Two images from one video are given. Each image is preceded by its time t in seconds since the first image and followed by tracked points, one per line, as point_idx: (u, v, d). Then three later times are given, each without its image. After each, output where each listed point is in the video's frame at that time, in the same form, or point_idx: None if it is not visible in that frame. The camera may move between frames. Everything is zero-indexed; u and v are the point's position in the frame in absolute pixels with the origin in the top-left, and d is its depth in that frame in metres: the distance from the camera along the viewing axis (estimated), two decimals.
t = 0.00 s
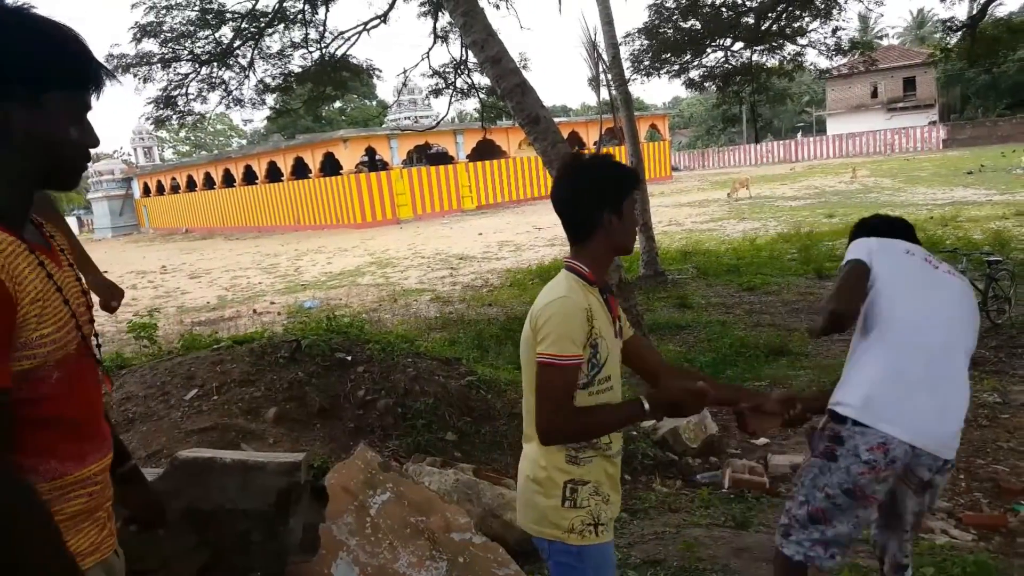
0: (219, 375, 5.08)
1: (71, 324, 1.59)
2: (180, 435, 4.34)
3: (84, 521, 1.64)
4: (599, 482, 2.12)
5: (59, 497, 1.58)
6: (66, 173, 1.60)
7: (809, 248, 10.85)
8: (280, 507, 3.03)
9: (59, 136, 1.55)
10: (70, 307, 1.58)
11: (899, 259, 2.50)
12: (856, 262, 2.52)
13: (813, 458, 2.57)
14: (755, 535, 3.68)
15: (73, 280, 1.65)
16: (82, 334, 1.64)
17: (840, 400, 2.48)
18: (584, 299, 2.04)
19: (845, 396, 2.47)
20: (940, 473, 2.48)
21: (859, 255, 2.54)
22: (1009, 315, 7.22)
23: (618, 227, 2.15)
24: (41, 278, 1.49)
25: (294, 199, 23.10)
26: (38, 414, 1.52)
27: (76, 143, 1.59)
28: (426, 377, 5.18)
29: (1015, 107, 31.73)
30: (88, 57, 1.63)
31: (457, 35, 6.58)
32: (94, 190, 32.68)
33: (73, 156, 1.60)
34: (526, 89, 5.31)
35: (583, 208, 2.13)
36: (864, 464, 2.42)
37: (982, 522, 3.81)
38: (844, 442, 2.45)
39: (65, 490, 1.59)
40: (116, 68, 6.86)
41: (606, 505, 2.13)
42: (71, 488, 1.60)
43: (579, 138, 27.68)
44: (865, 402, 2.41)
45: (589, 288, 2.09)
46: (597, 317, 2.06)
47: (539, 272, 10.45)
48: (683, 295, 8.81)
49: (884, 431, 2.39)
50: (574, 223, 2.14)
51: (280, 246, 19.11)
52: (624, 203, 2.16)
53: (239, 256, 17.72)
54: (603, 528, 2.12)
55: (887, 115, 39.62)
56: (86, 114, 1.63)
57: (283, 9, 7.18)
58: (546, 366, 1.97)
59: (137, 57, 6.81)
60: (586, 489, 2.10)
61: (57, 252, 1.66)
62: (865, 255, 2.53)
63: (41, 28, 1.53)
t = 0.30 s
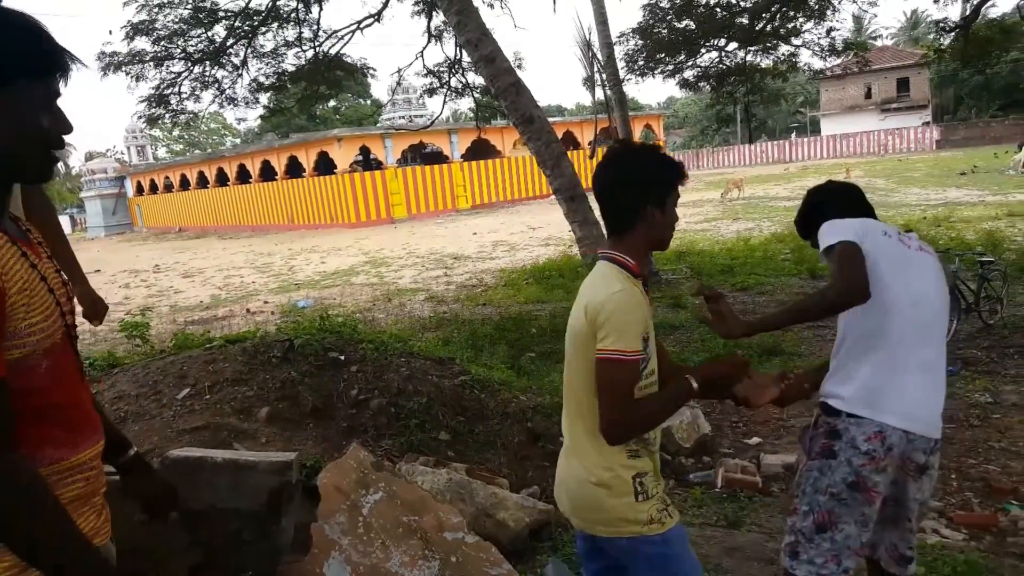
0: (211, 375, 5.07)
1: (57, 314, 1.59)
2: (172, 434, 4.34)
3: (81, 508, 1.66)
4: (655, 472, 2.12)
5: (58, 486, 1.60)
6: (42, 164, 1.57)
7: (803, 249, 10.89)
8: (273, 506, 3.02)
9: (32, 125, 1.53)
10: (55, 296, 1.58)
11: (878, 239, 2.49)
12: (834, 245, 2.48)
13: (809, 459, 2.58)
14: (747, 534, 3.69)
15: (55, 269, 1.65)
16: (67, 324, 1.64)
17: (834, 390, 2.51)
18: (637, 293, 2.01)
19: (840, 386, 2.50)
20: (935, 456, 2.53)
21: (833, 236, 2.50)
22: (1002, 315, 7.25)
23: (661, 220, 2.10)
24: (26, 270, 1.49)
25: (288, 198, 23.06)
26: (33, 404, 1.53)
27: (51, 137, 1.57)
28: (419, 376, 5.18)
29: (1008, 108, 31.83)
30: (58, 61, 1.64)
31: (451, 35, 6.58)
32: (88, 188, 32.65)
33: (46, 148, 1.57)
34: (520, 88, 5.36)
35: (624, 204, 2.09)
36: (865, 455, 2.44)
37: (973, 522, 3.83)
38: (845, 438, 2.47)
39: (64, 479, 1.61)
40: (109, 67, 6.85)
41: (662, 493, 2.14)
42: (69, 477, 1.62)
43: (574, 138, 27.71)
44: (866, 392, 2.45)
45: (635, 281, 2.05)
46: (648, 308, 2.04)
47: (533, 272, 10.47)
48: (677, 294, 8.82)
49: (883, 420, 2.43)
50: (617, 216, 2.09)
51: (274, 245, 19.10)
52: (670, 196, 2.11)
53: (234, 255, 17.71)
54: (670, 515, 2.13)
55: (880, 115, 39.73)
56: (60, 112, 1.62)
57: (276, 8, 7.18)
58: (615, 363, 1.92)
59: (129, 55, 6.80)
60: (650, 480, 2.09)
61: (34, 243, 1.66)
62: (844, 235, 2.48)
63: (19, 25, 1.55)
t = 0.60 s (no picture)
0: (211, 371, 5.05)
1: (53, 310, 1.57)
2: (171, 430, 4.32)
3: (66, 506, 1.63)
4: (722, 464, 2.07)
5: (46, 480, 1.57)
6: (42, 164, 1.54)
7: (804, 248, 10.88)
8: (270, 504, 2.96)
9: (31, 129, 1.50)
10: (51, 292, 1.56)
11: (847, 238, 2.41)
12: (803, 249, 2.35)
13: (784, 466, 2.53)
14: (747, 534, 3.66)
15: (51, 266, 1.62)
16: (64, 321, 1.62)
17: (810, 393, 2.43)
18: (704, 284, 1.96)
19: (816, 389, 2.43)
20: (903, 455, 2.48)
21: (801, 240, 2.37)
22: (1004, 317, 7.22)
23: (697, 215, 2.01)
24: (23, 265, 1.47)
25: (289, 195, 23.04)
26: (30, 398, 1.50)
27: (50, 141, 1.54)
28: (418, 374, 5.16)
29: (1010, 109, 31.81)
30: (58, 67, 1.62)
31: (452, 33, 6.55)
32: (89, 185, 32.65)
33: (44, 148, 1.54)
34: (520, 87, 5.31)
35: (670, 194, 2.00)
36: (842, 457, 2.40)
37: (973, 524, 3.80)
38: (820, 440, 2.43)
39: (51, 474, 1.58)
40: (110, 63, 6.83)
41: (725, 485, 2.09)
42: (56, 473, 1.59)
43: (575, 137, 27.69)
44: (844, 394, 2.40)
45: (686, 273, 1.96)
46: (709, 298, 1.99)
47: (533, 270, 10.46)
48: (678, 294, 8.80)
49: (862, 421, 2.39)
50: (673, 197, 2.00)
51: (275, 243, 19.08)
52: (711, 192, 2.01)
53: (234, 252, 17.70)
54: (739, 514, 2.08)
55: (882, 115, 39.69)
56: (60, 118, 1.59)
57: (278, 5, 7.16)
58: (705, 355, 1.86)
59: (130, 52, 6.78)
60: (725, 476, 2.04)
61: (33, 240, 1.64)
62: (812, 238, 2.36)
63: (21, 29, 1.53)
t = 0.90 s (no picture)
0: (214, 372, 5.05)
1: (59, 321, 1.57)
2: (174, 432, 4.32)
3: (68, 517, 1.62)
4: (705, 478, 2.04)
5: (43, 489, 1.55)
6: (53, 173, 1.52)
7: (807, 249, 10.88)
8: (272, 505, 2.93)
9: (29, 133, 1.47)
10: (57, 302, 1.56)
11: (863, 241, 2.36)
12: (825, 248, 2.27)
13: (785, 475, 2.49)
14: (750, 537, 3.65)
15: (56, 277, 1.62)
16: (68, 332, 1.62)
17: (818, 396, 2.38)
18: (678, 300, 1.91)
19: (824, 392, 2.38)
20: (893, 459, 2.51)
21: (822, 239, 2.28)
22: (1008, 317, 7.21)
23: (672, 227, 1.97)
24: (28, 275, 1.47)
25: (294, 197, 23.05)
26: (29, 407, 1.50)
27: (54, 146, 1.51)
28: (421, 375, 5.15)
29: (1015, 108, 31.75)
30: (72, 74, 1.59)
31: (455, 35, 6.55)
32: (94, 187, 32.74)
33: (56, 157, 1.52)
34: (523, 88, 5.29)
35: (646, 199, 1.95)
36: (846, 462, 2.38)
37: (978, 526, 3.78)
38: (822, 447, 2.40)
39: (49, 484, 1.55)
40: (114, 66, 6.84)
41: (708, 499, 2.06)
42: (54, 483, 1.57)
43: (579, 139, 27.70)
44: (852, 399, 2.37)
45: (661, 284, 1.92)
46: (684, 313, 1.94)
47: (537, 271, 10.46)
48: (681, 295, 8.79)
49: (866, 428, 2.37)
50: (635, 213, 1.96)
51: (279, 244, 19.10)
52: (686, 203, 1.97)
53: (239, 254, 17.72)
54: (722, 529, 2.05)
55: (886, 116, 39.63)
56: (70, 124, 1.57)
57: (281, 7, 7.16)
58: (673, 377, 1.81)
59: (135, 54, 6.79)
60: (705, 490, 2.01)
61: (41, 250, 1.63)
62: (833, 237, 2.28)
63: (29, 35, 1.51)
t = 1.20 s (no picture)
0: (215, 374, 5.05)
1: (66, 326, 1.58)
2: (176, 433, 4.33)
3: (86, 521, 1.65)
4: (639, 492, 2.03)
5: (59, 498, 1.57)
6: (51, 180, 1.54)
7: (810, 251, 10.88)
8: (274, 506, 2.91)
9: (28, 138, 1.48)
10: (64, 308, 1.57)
11: (875, 239, 2.28)
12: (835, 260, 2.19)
13: (817, 487, 2.37)
14: (751, 539, 3.65)
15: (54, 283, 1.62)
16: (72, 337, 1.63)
17: (837, 410, 2.32)
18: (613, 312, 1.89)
19: (843, 406, 2.32)
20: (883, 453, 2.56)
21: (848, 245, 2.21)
22: (1010, 320, 7.20)
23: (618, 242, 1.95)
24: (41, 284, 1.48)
25: (296, 199, 23.07)
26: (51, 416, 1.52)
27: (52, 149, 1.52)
28: (422, 377, 5.15)
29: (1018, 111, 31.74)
30: (81, 74, 1.58)
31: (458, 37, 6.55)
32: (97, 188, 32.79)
33: (54, 167, 1.53)
34: (525, 90, 5.29)
35: (590, 208, 1.95)
36: (876, 467, 2.38)
37: (980, 528, 3.78)
38: (851, 455, 2.34)
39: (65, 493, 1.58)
40: (117, 67, 6.85)
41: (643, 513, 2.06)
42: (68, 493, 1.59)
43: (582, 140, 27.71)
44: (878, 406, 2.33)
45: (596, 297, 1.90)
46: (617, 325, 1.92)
47: (539, 273, 10.47)
48: (683, 297, 8.79)
49: (886, 431, 2.36)
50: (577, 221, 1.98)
51: (282, 245, 19.12)
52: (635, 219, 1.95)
53: (242, 255, 17.74)
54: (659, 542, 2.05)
55: (890, 118, 39.57)
56: (72, 126, 1.57)
57: (284, 9, 7.17)
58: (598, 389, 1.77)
59: (137, 55, 6.80)
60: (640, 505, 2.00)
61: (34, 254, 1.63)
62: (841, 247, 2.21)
63: (39, 39, 1.50)
